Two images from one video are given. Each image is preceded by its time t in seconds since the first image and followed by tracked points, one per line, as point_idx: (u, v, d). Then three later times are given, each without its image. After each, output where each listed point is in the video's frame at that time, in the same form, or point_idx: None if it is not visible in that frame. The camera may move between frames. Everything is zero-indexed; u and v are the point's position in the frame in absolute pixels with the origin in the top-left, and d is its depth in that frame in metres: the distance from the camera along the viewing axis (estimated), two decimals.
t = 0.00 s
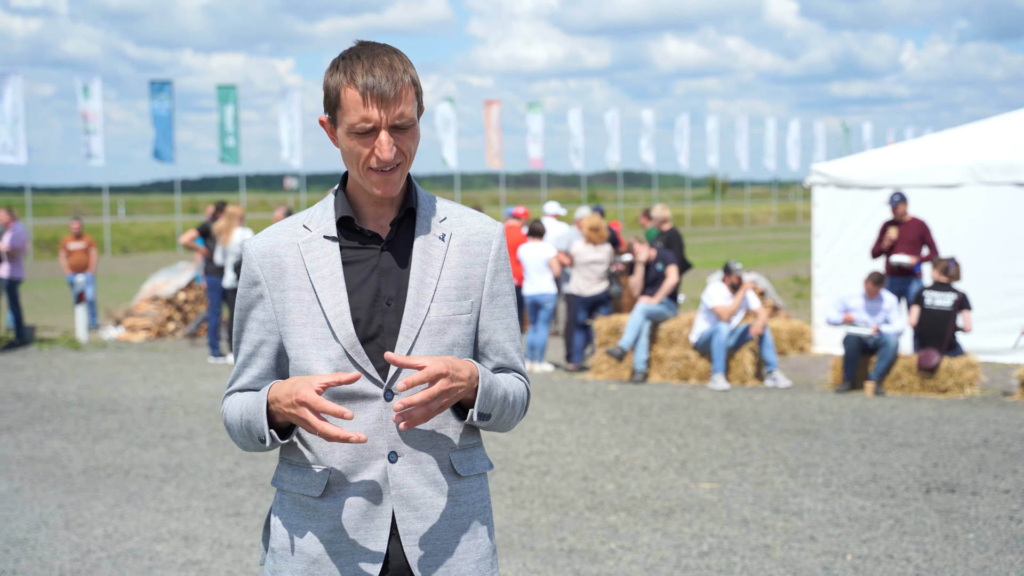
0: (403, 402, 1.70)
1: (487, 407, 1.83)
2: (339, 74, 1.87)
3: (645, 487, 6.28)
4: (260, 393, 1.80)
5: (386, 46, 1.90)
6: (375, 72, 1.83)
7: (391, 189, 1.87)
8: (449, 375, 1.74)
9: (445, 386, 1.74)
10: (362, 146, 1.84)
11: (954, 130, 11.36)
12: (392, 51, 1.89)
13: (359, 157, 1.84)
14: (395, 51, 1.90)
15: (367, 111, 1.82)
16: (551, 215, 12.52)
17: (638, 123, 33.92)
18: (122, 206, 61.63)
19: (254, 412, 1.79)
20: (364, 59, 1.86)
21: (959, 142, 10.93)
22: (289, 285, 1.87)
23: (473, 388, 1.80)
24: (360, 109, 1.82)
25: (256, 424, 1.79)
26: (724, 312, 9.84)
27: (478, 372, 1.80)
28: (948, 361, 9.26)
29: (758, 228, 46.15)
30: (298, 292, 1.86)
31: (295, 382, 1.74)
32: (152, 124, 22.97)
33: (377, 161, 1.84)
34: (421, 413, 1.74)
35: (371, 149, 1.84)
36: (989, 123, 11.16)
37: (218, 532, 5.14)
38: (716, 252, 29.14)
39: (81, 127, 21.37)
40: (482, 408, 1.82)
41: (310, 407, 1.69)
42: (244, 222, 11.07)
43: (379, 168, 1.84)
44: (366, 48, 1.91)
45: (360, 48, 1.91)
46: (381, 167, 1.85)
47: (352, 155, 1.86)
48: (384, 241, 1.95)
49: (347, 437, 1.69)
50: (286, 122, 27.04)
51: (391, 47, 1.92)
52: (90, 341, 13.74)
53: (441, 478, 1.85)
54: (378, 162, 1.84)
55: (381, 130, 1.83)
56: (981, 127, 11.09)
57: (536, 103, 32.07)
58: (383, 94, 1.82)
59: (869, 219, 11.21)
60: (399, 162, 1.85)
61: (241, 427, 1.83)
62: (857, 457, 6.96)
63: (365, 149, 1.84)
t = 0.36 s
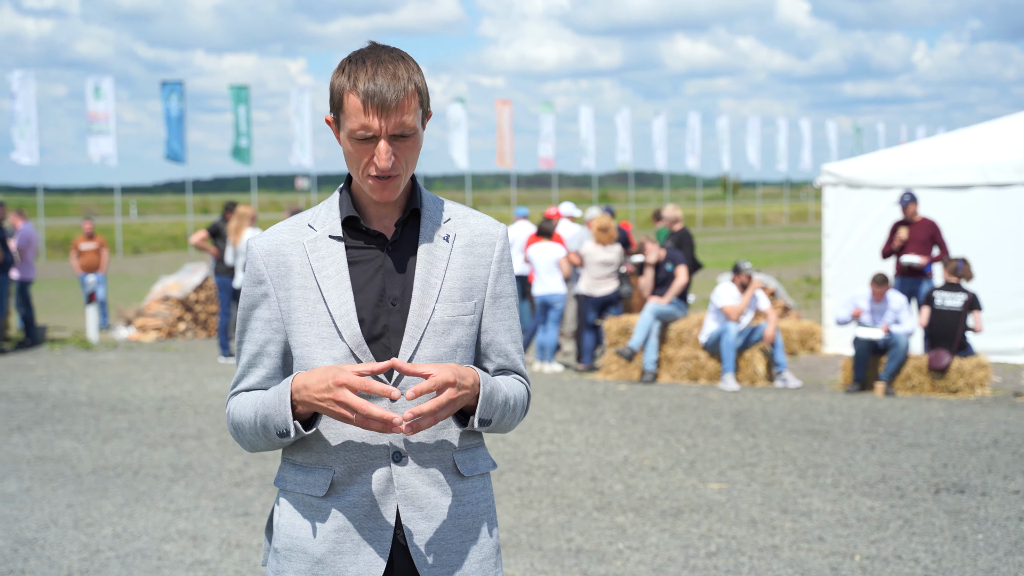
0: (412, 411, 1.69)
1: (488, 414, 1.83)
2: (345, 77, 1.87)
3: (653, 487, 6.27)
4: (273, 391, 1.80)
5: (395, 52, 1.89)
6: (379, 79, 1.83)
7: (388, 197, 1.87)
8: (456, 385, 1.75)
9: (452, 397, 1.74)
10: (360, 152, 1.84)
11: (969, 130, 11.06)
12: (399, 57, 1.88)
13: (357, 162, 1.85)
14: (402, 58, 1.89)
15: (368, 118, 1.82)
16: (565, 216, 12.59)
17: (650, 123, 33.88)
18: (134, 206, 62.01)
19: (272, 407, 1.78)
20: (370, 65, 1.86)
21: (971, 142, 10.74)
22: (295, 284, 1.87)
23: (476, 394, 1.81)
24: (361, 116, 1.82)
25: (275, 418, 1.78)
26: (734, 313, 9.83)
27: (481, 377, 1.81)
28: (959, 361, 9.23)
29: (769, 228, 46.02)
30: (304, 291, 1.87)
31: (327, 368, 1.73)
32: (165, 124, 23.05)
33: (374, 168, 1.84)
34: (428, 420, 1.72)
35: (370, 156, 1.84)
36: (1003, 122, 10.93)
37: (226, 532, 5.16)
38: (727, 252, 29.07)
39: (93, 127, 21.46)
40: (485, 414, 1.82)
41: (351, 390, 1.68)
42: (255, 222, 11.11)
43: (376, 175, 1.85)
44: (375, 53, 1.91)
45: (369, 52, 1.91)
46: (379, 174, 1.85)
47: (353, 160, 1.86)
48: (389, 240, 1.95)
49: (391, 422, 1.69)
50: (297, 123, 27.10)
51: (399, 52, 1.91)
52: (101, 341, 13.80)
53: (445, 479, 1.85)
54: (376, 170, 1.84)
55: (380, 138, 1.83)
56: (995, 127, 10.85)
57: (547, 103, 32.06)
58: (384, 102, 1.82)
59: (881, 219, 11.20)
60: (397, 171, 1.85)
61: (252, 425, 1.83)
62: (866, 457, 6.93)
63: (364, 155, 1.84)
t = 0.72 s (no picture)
0: (415, 424, 1.70)
1: (491, 416, 1.84)
2: (353, 71, 1.87)
3: (661, 487, 6.26)
4: (277, 393, 1.81)
5: (403, 49, 1.90)
6: (388, 74, 1.84)
7: (395, 192, 1.87)
8: (458, 395, 1.75)
9: (455, 406, 1.75)
10: (368, 147, 1.85)
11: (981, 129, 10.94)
12: (408, 54, 1.89)
13: (365, 156, 1.85)
14: (411, 54, 1.90)
15: (377, 113, 1.83)
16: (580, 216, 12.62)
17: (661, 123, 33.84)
18: (145, 205, 62.30)
19: (275, 410, 1.79)
20: (379, 60, 1.86)
21: (982, 141, 10.78)
22: (298, 284, 1.88)
23: (477, 399, 1.81)
24: (370, 111, 1.83)
25: (278, 422, 1.78)
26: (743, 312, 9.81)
27: (483, 382, 1.82)
28: (969, 362, 9.19)
29: (780, 228, 45.90)
30: (307, 291, 1.87)
31: (332, 375, 1.74)
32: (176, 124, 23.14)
33: (382, 162, 1.84)
34: (430, 429, 1.73)
35: (377, 151, 1.84)
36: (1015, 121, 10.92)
37: (234, 530, 5.18)
38: (738, 252, 28.98)
39: (103, 127, 21.55)
40: (487, 417, 1.83)
41: (355, 400, 1.69)
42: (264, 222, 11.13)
43: (383, 170, 1.85)
44: (384, 49, 1.91)
45: (377, 48, 1.92)
46: (386, 169, 1.85)
47: (360, 155, 1.87)
48: (392, 240, 1.96)
49: (396, 433, 1.70)
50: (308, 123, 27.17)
51: (407, 48, 1.92)
52: (111, 340, 13.86)
53: (448, 478, 1.86)
54: (383, 165, 1.84)
55: (388, 133, 1.84)
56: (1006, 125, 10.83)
57: (558, 102, 32.05)
58: (393, 97, 1.82)
59: (892, 219, 11.14)
60: (404, 167, 1.86)
61: (254, 426, 1.84)
62: (875, 457, 6.91)
63: (371, 150, 1.85)
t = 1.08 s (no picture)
0: (409, 426, 1.70)
1: (491, 415, 1.83)
2: (347, 69, 1.87)
3: (669, 485, 6.25)
4: (277, 391, 1.81)
5: (398, 44, 1.90)
6: (382, 70, 1.84)
7: (392, 188, 1.87)
8: (458, 396, 1.74)
9: (453, 407, 1.74)
10: (364, 144, 1.84)
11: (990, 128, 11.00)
12: (402, 49, 1.89)
13: (361, 153, 1.85)
14: (406, 49, 1.89)
15: (371, 109, 1.82)
16: (590, 214, 12.60)
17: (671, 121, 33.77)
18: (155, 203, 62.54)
19: (272, 408, 1.79)
20: (372, 56, 1.86)
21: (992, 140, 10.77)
22: (299, 281, 1.88)
23: (477, 398, 1.80)
24: (364, 107, 1.83)
25: (276, 420, 1.78)
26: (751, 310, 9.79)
27: (483, 381, 1.81)
28: (979, 360, 9.14)
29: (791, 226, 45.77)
30: (308, 288, 1.87)
31: (328, 375, 1.74)
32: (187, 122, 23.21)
33: (379, 158, 1.84)
34: (426, 432, 1.73)
35: (373, 148, 1.84)
36: None
37: (242, 528, 5.19)
38: (748, 250, 28.91)
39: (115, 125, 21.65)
40: (487, 416, 1.81)
41: (350, 400, 1.69)
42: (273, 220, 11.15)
43: (381, 167, 1.85)
44: (379, 45, 1.91)
45: (372, 44, 1.91)
46: (383, 166, 1.85)
47: (357, 152, 1.86)
48: (393, 237, 1.95)
49: (390, 434, 1.70)
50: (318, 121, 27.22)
51: (402, 44, 1.92)
52: (122, 338, 13.92)
53: (450, 476, 1.86)
54: (380, 162, 1.84)
55: (384, 129, 1.83)
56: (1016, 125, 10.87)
57: (569, 100, 32.02)
58: (387, 93, 1.82)
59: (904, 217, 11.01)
60: (401, 163, 1.85)
61: (255, 423, 1.84)
62: (884, 456, 6.88)
63: (367, 147, 1.84)
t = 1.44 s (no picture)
0: (430, 417, 1.71)
1: (506, 410, 1.83)
2: (354, 68, 1.87)
3: (678, 485, 6.23)
4: (276, 390, 1.81)
5: (405, 44, 1.90)
6: (389, 69, 1.83)
7: (397, 188, 1.87)
8: (477, 386, 1.75)
9: (469, 400, 1.75)
10: (369, 142, 1.84)
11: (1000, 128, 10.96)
12: (409, 49, 1.88)
13: (366, 150, 1.84)
14: (413, 49, 1.89)
15: (377, 107, 1.82)
16: (598, 214, 12.55)
17: (682, 120, 33.71)
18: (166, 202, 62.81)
19: (271, 407, 1.79)
20: (379, 55, 1.86)
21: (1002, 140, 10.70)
22: (301, 281, 1.88)
23: (493, 391, 1.81)
24: (370, 105, 1.82)
25: (274, 419, 1.78)
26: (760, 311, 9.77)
27: (498, 375, 1.82)
28: (989, 361, 9.10)
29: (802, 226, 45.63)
30: (309, 288, 1.87)
31: (323, 376, 1.74)
32: (197, 122, 23.28)
33: (384, 157, 1.83)
34: (446, 425, 1.74)
35: (378, 146, 1.84)
36: None
37: (250, 528, 5.20)
38: (759, 250, 28.83)
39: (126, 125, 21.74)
40: (503, 411, 1.82)
41: (343, 401, 1.68)
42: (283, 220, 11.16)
43: (385, 166, 1.84)
44: (386, 43, 1.91)
45: (379, 42, 1.91)
46: (387, 165, 1.85)
47: (361, 151, 1.86)
48: (396, 237, 1.95)
49: (381, 435, 1.69)
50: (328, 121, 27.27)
51: (409, 43, 1.91)
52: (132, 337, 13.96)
53: (452, 477, 1.85)
54: (384, 161, 1.84)
55: (389, 127, 1.83)
56: None
57: (580, 100, 32.00)
58: (393, 91, 1.82)
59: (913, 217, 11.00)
60: (407, 162, 1.85)
61: (255, 423, 1.84)
62: (894, 456, 6.85)
63: (371, 145, 1.84)
